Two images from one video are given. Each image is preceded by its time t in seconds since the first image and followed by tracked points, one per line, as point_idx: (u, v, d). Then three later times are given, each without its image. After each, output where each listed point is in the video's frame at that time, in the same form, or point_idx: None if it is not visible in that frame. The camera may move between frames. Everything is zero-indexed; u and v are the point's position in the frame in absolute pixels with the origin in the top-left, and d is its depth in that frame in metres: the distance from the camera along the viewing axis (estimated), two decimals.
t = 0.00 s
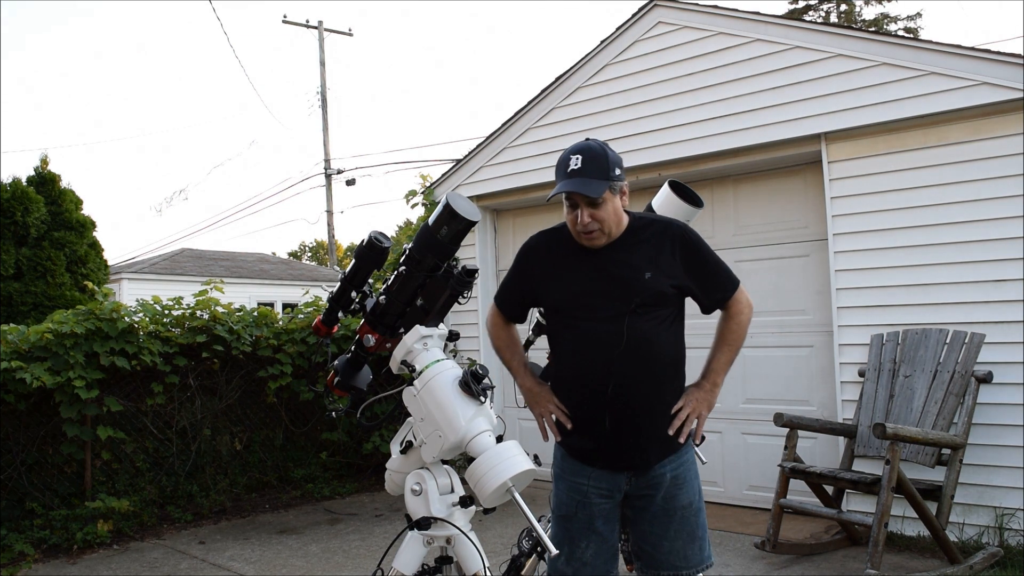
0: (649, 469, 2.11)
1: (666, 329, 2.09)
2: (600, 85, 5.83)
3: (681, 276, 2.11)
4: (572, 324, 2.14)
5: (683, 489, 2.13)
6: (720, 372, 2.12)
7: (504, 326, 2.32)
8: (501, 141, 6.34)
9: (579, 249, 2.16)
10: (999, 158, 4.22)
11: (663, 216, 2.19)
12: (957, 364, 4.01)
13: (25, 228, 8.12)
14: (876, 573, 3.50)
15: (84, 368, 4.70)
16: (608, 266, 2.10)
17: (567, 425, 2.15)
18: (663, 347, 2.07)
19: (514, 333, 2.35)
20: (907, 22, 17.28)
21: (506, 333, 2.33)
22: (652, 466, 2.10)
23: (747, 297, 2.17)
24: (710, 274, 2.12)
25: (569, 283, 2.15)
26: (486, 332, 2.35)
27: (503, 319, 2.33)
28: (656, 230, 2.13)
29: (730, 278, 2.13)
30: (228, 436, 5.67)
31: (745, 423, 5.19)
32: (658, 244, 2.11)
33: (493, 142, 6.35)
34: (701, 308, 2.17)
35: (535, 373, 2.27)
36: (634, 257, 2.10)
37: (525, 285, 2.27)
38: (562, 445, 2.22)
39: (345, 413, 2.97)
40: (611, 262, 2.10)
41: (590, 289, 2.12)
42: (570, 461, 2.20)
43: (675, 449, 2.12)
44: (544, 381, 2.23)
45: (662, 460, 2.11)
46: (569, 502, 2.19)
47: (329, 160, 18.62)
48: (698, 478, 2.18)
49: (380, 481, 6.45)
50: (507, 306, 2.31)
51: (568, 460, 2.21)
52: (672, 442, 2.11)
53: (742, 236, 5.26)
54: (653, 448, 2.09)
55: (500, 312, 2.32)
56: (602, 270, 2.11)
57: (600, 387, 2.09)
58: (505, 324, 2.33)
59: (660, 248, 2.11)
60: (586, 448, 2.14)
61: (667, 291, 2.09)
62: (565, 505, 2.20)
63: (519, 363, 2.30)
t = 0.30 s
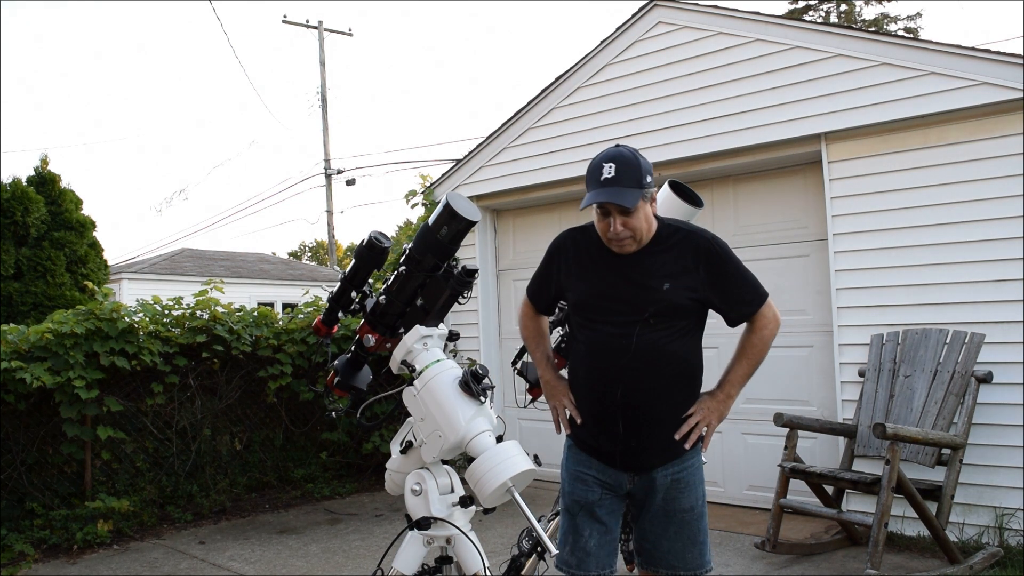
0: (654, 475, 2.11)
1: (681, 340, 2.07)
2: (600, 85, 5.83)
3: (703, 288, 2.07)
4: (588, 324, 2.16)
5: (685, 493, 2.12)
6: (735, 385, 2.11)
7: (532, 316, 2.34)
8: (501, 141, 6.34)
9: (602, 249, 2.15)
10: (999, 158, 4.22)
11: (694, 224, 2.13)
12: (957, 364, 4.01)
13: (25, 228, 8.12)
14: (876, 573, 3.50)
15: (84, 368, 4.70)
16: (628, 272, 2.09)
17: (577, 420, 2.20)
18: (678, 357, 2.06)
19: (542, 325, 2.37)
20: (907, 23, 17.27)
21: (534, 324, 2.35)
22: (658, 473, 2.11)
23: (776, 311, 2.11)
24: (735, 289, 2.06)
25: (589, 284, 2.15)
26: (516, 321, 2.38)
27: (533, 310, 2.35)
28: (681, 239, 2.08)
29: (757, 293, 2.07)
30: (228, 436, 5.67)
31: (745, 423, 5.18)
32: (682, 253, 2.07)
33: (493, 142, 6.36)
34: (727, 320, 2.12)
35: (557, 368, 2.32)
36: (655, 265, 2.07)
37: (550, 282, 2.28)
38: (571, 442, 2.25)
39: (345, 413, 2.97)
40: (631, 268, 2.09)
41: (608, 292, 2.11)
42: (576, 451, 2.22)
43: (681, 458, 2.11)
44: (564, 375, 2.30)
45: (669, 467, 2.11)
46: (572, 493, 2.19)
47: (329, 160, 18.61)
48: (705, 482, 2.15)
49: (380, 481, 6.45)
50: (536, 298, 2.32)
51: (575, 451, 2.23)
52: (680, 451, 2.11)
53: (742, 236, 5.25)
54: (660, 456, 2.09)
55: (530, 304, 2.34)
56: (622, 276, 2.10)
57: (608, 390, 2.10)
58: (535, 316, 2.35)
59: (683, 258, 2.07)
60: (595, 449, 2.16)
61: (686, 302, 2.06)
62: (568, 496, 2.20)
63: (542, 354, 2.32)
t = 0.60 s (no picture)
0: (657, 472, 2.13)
1: (685, 340, 2.09)
2: (600, 85, 5.83)
3: (705, 287, 2.09)
4: (591, 326, 2.13)
5: (688, 490, 2.15)
6: (732, 381, 2.14)
7: (524, 316, 2.29)
8: (501, 141, 6.34)
9: (605, 250, 2.13)
10: (999, 158, 4.22)
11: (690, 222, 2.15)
12: (957, 364, 4.01)
13: (25, 228, 8.13)
14: (876, 573, 3.50)
15: (84, 368, 4.70)
16: (632, 273, 2.08)
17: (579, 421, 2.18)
18: (681, 358, 2.07)
19: (532, 323, 2.32)
20: (907, 22, 17.26)
21: (524, 323, 2.30)
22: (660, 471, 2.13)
23: (770, 309, 2.15)
24: (735, 288, 2.09)
25: (591, 285, 2.13)
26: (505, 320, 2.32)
27: (523, 309, 2.29)
28: (681, 240, 2.09)
29: (755, 292, 2.11)
30: (228, 435, 5.66)
31: (745, 423, 5.18)
32: (684, 254, 2.08)
33: (493, 142, 6.36)
34: (723, 318, 2.14)
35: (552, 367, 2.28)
36: (659, 266, 2.07)
37: (546, 282, 2.24)
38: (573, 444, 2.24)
39: (345, 413, 2.97)
40: (635, 269, 2.08)
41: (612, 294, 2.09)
42: (580, 453, 2.22)
43: (683, 456, 2.15)
44: (560, 375, 2.25)
45: (671, 465, 2.14)
46: (577, 495, 2.20)
47: (329, 160, 18.61)
48: (705, 479, 2.18)
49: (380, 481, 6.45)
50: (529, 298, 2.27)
51: (578, 452, 2.22)
52: (680, 449, 2.13)
53: (742, 236, 5.25)
54: (662, 455, 2.11)
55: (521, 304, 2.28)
56: (625, 278, 2.09)
57: (614, 392, 2.09)
58: (526, 314, 2.29)
59: (685, 259, 2.08)
60: (596, 450, 2.15)
61: (689, 303, 2.07)
62: (572, 499, 2.21)
63: (536, 354, 2.28)
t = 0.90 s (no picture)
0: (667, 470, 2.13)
1: (681, 335, 2.10)
2: (600, 85, 5.83)
3: (692, 282, 2.13)
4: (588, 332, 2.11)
5: (701, 475, 2.15)
6: (723, 372, 2.19)
7: (505, 331, 2.28)
8: (501, 141, 6.34)
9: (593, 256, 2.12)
10: (999, 158, 4.22)
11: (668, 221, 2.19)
12: (957, 364, 4.01)
13: (25, 228, 8.13)
14: (876, 573, 3.49)
15: (84, 368, 4.70)
16: (624, 275, 2.08)
17: (580, 429, 2.14)
18: (680, 353, 2.09)
19: (517, 337, 2.31)
20: (907, 22, 17.28)
21: (509, 338, 2.29)
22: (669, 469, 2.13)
23: (746, 299, 2.23)
24: (719, 279, 2.16)
25: (584, 292, 2.12)
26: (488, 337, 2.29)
27: (507, 323, 2.28)
28: (666, 237, 2.12)
29: (733, 283, 2.18)
30: (228, 436, 5.67)
31: (745, 423, 5.18)
32: (670, 251, 2.11)
33: (493, 142, 6.36)
34: (704, 310, 2.22)
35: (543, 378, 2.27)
36: (649, 265, 2.09)
37: (532, 295, 2.22)
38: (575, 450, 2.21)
39: (345, 413, 2.97)
40: (627, 271, 2.08)
41: (607, 298, 2.09)
42: (585, 461, 2.17)
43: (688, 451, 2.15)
44: (553, 385, 2.24)
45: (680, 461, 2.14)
46: (585, 501, 2.16)
47: (329, 160, 18.61)
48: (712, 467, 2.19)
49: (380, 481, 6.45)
50: (512, 312, 2.26)
51: (583, 460, 2.18)
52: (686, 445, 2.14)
53: (742, 236, 5.25)
54: (670, 453, 2.11)
55: (505, 318, 2.26)
56: (618, 280, 2.08)
57: (619, 395, 2.07)
58: (509, 328, 2.29)
59: (672, 256, 2.11)
60: (604, 456, 2.13)
61: (682, 298, 2.10)
62: (580, 505, 2.17)
63: (526, 367, 2.27)
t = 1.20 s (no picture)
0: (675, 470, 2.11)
1: (691, 330, 2.08)
2: (600, 85, 5.83)
3: (705, 277, 2.11)
4: (596, 325, 2.11)
5: (707, 488, 2.14)
6: (739, 373, 2.15)
7: (520, 327, 2.28)
8: (501, 141, 6.34)
9: (604, 249, 2.14)
10: (999, 158, 4.22)
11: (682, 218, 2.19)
12: (957, 364, 4.01)
13: (25, 228, 8.13)
14: (876, 573, 3.50)
15: (84, 368, 4.70)
16: (634, 268, 2.09)
17: (591, 428, 2.14)
18: (690, 348, 2.07)
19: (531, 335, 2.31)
20: (907, 22, 17.27)
21: (523, 335, 2.29)
22: (676, 467, 2.11)
23: (766, 299, 2.18)
24: (732, 276, 2.12)
25: (593, 284, 2.12)
26: (502, 334, 2.30)
27: (521, 320, 2.29)
28: (678, 232, 2.12)
29: (750, 282, 2.14)
30: (228, 436, 5.66)
31: (744, 423, 5.19)
32: (681, 246, 2.11)
33: (493, 142, 6.36)
34: (720, 309, 2.19)
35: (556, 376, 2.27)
36: (660, 259, 2.09)
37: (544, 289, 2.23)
38: (585, 446, 2.21)
39: (345, 413, 2.97)
40: (637, 264, 2.09)
41: (616, 290, 2.09)
42: (591, 461, 2.18)
43: (698, 451, 2.13)
44: (564, 383, 2.23)
45: (688, 460, 2.11)
46: (592, 502, 2.17)
47: (329, 160, 18.61)
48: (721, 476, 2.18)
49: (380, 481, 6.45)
50: (524, 307, 2.27)
51: (591, 460, 2.19)
52: (694, 443, 2.11)
53: (742, 236, 5.25)
54: (678, 449, 2.09)
55: (518, 313, 2.27)
56: (628, 273, 2.09)
57: (626, 388, 2.07)
58: (524, 326, 2.29)
59: (684, 250, 2.10)
60: (611, 449, 2.12)
61: (693, 293, 2.08)
62: (587, 506, 2.18)
63: (539, 364, 2.28)
